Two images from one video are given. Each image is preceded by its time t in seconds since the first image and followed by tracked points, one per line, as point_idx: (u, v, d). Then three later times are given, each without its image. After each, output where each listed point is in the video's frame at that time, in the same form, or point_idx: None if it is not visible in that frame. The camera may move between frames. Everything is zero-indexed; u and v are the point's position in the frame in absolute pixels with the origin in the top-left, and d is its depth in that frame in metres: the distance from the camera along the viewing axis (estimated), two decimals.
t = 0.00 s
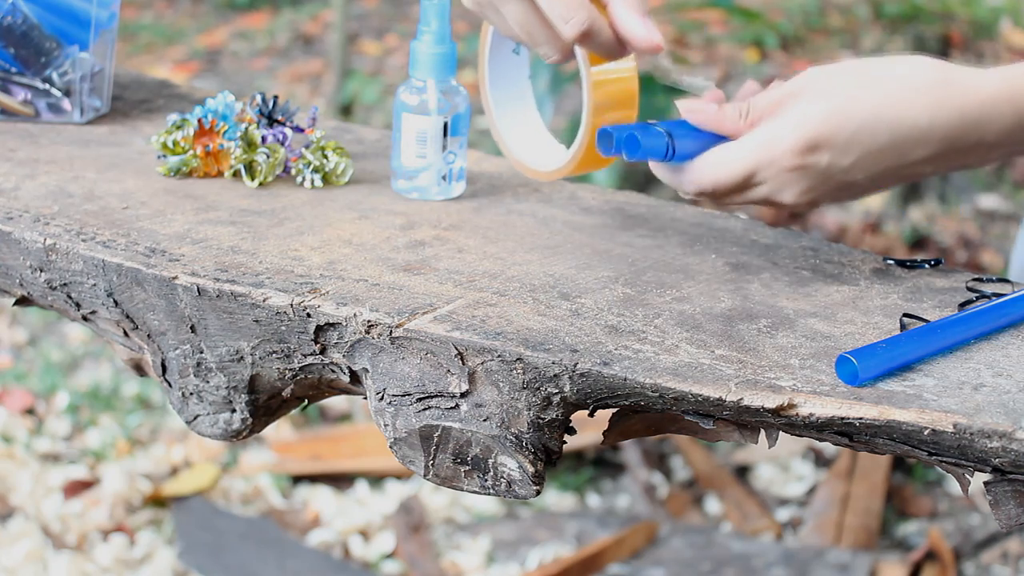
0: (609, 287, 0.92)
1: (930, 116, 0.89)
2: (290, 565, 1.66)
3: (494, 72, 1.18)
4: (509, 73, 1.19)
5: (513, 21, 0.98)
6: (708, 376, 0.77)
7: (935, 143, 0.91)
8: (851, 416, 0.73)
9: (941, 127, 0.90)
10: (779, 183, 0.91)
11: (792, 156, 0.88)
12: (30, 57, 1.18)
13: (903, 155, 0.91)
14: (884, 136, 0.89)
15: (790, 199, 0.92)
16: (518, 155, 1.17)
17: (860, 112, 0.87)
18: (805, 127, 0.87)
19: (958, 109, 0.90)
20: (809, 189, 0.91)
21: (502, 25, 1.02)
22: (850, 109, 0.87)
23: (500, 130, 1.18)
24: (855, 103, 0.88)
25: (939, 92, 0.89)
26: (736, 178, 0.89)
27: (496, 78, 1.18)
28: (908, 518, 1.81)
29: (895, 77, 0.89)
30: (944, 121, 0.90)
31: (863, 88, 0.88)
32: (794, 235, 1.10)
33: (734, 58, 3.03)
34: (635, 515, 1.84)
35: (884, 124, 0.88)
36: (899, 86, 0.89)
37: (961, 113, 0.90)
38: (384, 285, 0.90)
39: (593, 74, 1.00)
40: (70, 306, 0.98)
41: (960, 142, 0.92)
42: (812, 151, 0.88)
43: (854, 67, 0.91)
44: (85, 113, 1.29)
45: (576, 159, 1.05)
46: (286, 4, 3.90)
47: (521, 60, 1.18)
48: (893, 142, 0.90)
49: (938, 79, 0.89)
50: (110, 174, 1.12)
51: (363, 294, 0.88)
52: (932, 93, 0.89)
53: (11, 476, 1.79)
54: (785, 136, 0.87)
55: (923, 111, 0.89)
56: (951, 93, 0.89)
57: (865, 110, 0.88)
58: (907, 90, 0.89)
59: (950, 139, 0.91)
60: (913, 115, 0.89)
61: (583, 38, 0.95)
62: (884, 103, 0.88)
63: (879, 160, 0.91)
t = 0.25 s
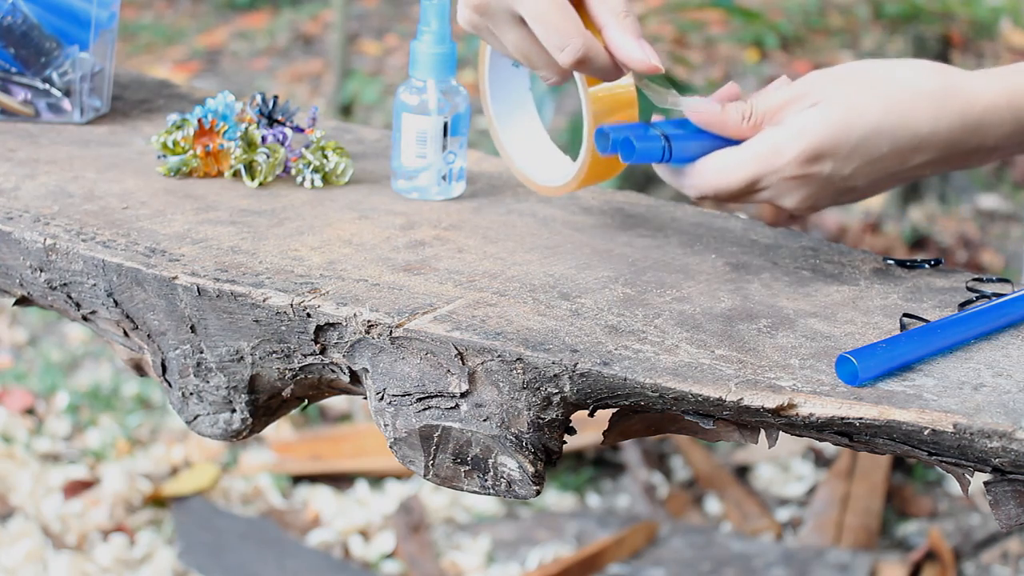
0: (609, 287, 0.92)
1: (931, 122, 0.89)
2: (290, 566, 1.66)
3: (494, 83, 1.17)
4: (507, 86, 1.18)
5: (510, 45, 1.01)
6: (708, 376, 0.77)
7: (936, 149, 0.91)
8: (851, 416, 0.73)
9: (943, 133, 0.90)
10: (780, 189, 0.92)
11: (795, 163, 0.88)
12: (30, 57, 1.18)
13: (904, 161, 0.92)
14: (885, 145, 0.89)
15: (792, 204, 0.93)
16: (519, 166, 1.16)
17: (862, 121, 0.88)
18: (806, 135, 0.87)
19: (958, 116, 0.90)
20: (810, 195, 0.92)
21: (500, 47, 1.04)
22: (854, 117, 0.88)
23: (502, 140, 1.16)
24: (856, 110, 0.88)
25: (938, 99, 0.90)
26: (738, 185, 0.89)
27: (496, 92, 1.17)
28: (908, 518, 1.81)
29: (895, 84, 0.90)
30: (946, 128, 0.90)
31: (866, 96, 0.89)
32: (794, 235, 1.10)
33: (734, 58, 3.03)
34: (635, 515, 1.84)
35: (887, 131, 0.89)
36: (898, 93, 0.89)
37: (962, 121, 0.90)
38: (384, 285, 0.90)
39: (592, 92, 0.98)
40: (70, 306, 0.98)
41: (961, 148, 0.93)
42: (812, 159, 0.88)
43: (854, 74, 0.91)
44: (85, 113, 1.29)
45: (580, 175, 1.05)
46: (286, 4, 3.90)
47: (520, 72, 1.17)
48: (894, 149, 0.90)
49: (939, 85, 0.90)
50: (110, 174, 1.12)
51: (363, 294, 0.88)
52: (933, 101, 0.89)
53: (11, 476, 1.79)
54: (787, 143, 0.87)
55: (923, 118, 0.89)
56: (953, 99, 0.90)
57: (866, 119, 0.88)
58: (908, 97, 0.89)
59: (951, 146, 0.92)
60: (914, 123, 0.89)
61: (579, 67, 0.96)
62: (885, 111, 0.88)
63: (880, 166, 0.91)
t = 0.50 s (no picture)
0: (609, 287, 0.92)
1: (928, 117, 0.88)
2: (290, 565, 1.66)
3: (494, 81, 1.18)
4: (503, 82, 1.18)
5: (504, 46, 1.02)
6: (708, 376, 0.77)
7: (931, 141, 0.90)
8: (851, 416, 0.73)
9: (939, 125, 0.89)
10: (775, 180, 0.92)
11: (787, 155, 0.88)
12: (30, 56, 1.18)
13: (897, 152, 0.91)
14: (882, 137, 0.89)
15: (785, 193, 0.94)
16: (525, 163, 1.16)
17: (855, 113, 0.87)
18: (799, 128, 0.87)
19: (958, 112, 0.89)
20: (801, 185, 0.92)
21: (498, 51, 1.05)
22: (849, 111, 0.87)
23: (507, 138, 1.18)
24: (851, 102, 0.87)
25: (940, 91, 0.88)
26: (735, 178, 0.90)
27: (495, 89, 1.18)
28: (908, 517, 1.81)
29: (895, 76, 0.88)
30: (943, 120, 0.89)
31: (860, 87, 0.88)
32: (793, 235, 1.10)
33: (734, 58, 3.03)
34: (635, 515, 1.84)
35: (880, 124, 0.88)
36: (896, 85, 0.88)
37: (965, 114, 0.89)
38: (384, 285, 0.90)
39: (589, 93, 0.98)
40: (70, 306, 0.98)
41: (958, 139, 0.92)
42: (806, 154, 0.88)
43: (852, 61, 0.90)
44: (85, 113, 1.29)
45: (580, 172, 1.06)
46: (285, 4, 3.90)
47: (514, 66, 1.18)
48: (887, 141, 0.89)
49: (940, 78, 0.88)
50: (110, 174, 1.12)
51: (363, 294, 0.88)
52: (931, 94, 0.88)
53: (11, 476, 1.79)
54: (782, 134, 0.88)
55: (921, 110, 0.88)
56: (952, 92, 0.88)
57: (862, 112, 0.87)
58: (905, 90, 0.88)
59: (947, 137, 0.91)
60: (908, 116, 0.88)
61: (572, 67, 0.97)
62: (881, 103, 0.87)
63: (873, 157, 0.91)
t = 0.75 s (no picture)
0: (609, 287, 0.92)
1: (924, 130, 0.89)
2: (290, 565, 1.66)
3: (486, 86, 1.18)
4: (495, 86, 1.18)
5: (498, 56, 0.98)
6: (708, 376, 0.77)
7: (925, 152, 0.92)
8: (851, 416, 0.73)
9: (934, 139, 0.90)
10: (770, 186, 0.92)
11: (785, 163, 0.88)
12: (30, 56, 1.18)
13: (892, 162, 0.92)
14: (879, 148, 0.89)
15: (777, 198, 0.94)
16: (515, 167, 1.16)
17: (855, 127, 0.88)
18: (800, 138, 0.87)
19: (953, 125, 0.90)
20: (795, 191, 0.93)
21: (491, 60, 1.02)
22: (849, 122, 0.87)
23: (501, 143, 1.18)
24: (852, 114, 0.87)
25: (937, 104, 0.89)
26: (731, 181, 0.90)
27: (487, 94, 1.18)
28: (908, 517, 1.81)
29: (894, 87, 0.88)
30: (938, 134, 0.90)
31: (861, 99, 0.88)
32: (793, 235, 1.10)
33: (734, 58, 3.03)
34: (635, 515, 1.84)
35: (878, 137, 0.88)
36: (896, 97, 0.88)
37: (959, 127, 0.90)
38: (384, 285, 0.90)
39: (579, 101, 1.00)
40: (70, 306, 0.98)
41: (950, 151, 0.93)
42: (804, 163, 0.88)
43: (853, 70, 0.90)
44: (85, 113, 1.29)
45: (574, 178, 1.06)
46: (285, 4, 3.90)
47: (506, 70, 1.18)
48: (884, 152, 0.90)
49: (938, 91, 0.89)
50: (110, 174, 1.12)
51: (363, 294, 0.88)
52: (930, 108, 0.89)
53: (11, 476, 1.79)
54: (780, 145, 0.87)
55: (917, 124, 0.89)
56: (950, 106, 0.89)
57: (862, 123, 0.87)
58: (905, 103, 0.88)
59: (940, 149, 0.92)
60: (907, 130, 0.89)
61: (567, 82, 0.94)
62: (880, 116, 0.88)
63: (868, 167, 0.91)
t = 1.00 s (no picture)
0: (609, 287, 0.92)
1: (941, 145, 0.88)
2: (290, 565, 1.66)
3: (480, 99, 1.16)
4: (494, 102, 1.17)
5: (506, 54, 0.98)
6: (707, 376, 0.77)
7: (944, 168, 0.90)
8: (851, 416, 0.73)
9: (950, 154, 0.89)
10: (789, 206, 0.91)
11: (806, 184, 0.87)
12: (30, 56, 1.18)
13: (912, 181, 0.90)
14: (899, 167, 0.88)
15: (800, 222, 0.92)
16: (507, 180, 1.14)
17: (873, 144, 0.86)
18: (819, 157, 0.86)
19: (969, 139, 0.88)
20: (819, 215, 0.91)
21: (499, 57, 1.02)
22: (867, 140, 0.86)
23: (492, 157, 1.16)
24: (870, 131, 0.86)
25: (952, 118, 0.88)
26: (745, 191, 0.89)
27: (480, 106, 1.16)
28: (908, 517, 1.81)
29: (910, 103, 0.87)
30: (954, 149, 0.88)
31: (877, 115, 0.86)
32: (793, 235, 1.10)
33: (734, 57, 3.03)
34: (635, 515, 1.84)
35: (897, 154, 0.87)
36: (913, 113, 0.87)
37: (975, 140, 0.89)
38: (384, 285, 0.90)
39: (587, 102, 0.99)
40: (70, 306, 0.98)
41: (967, 165, 0.91)
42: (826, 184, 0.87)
43: (865, 89, 0.89)
44: (85, 113, 1.29)
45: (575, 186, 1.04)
46: (285, 4, 3.90)
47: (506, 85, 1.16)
48: (904, 170, 0.88)
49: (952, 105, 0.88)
50: (110, 174, 1.12)
51: (363, 294, 0.88)
52: (943, 122, 0.88)
53: (11, 476, 1.79)
54: (799, 163, 0.86)
55: (934, 140, 0.87)
56: (963, 120, 0.88)
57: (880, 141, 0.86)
58: (919, 118, 0.87)
59: (956, 165, 0.90)
60: (924, 146, 0.87)
61: (579, 76, 0.92)
62: (898, 134, 0.86)
63: (889, 187, 0.90)
